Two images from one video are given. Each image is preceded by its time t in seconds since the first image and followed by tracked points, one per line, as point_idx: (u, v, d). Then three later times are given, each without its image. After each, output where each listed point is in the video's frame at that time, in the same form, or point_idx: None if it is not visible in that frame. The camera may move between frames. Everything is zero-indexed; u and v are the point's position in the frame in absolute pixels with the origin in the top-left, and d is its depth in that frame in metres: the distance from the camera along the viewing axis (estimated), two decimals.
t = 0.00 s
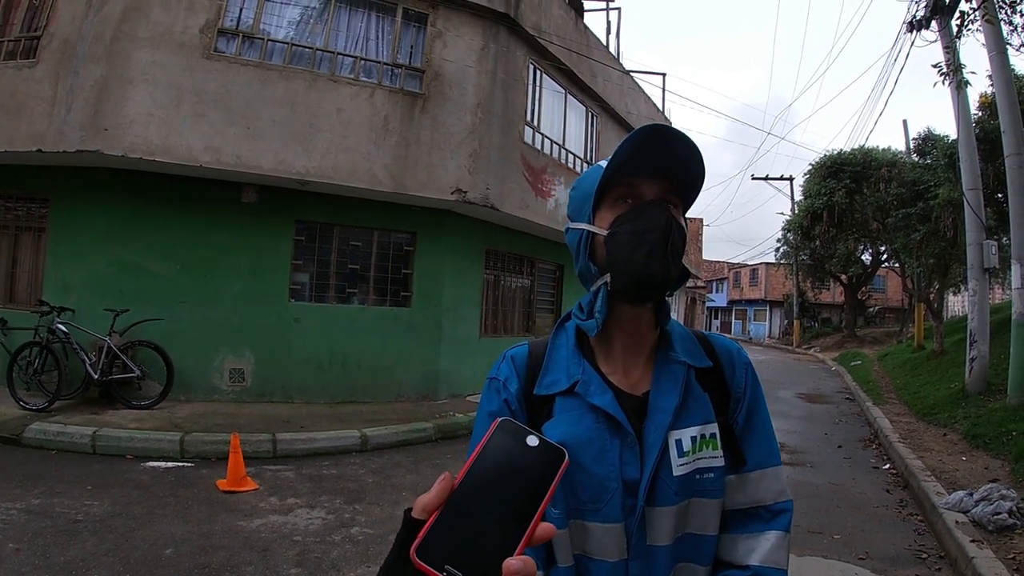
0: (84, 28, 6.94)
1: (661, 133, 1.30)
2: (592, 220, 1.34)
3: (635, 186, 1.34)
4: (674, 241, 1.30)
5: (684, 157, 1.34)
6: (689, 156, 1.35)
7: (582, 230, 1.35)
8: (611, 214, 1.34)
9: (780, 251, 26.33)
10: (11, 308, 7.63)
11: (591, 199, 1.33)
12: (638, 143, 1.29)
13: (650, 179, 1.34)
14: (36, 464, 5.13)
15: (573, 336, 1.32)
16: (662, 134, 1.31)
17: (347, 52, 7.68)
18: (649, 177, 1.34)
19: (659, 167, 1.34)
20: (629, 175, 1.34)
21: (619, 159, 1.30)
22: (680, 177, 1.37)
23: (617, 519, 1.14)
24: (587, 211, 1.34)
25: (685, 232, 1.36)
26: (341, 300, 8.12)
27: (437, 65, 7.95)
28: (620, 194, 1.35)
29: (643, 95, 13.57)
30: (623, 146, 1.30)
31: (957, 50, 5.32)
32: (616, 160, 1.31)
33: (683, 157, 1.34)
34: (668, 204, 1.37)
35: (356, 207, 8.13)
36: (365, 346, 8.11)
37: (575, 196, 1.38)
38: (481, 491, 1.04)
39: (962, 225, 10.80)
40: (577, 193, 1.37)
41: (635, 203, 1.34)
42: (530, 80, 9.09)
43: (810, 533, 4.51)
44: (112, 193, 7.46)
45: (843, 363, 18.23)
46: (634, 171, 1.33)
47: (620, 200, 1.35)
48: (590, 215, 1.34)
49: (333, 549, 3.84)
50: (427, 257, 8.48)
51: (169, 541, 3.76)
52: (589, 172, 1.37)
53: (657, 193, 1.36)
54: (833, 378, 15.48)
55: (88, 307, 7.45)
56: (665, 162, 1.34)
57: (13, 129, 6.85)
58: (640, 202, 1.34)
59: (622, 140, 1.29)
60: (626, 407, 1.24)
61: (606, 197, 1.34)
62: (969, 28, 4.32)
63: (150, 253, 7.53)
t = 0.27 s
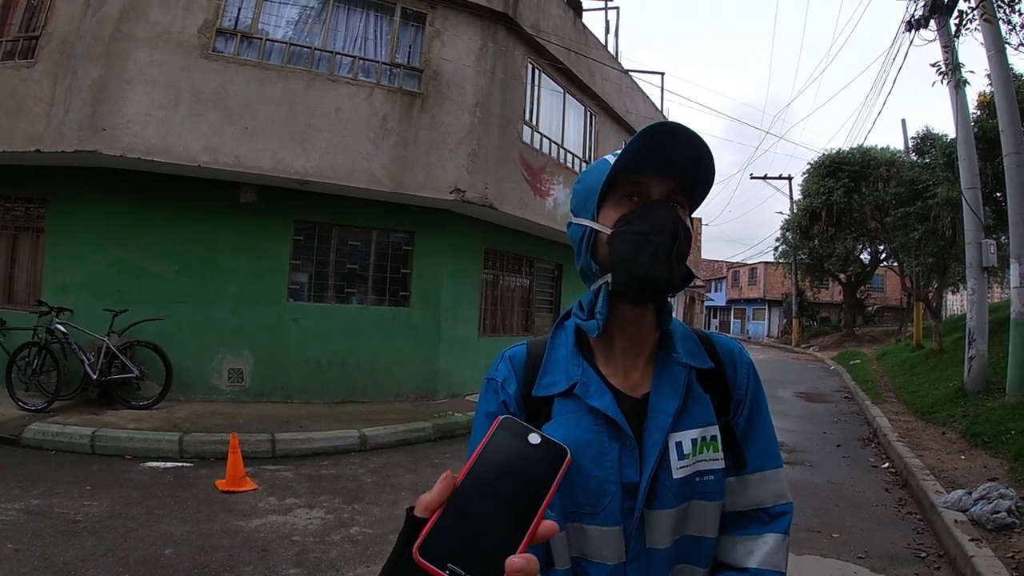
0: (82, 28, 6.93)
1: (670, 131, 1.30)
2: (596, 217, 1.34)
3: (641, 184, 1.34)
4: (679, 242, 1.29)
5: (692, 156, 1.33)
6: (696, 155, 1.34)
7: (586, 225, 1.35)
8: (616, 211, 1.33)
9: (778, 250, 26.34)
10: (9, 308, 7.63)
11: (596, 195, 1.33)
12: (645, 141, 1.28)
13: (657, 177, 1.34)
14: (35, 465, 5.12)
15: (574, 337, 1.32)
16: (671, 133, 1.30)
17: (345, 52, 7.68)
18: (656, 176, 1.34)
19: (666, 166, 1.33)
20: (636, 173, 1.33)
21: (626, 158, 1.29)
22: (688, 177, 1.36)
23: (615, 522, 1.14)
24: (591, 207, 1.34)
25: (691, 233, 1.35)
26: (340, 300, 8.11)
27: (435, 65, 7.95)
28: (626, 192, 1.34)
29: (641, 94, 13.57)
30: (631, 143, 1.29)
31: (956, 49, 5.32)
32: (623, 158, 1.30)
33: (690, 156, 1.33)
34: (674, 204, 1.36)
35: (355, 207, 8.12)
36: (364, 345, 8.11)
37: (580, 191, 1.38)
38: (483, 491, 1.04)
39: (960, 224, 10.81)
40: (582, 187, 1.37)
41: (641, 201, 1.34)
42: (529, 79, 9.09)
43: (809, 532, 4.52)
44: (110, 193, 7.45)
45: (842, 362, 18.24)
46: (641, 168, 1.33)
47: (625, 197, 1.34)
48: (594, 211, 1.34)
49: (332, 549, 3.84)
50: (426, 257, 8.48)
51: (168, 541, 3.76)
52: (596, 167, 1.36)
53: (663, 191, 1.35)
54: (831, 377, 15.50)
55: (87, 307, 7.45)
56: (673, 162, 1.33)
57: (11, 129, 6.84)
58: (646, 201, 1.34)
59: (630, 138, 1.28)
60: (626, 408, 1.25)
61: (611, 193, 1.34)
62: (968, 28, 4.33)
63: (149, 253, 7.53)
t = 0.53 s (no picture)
0: (79, 28, 6.92)
1: (669, 136, 1.30)
2: (592, 218, 1.34)
3: (639, 187, 1.34)
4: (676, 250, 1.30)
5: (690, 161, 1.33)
6: (694, 157, 1.34)
7: (581, 227, 1.35)
8: (613, 214, 1.34)
9: (776, 250, 26.37)
10: (6, 308, 7.61)
11: (592, 196, 1.33)
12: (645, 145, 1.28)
13: (655, 181, 1.34)
14: (32, 466, 5.11)
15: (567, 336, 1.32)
16: (670, 138, 1.30)
17: (342, 52, 7.68)
18: (654, 179, 1.34)
19: (665, 170, 1.33)
20: (634, 176, 1.33)
21: (625, 162, 1.29)
22: (685, 181, 1.37)
23: (608, 521, 1.15)
24: (588, 208, 1.34)
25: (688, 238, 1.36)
26: (337, 300, 8.11)
27: (433, 65, 7.95)
28: (623, 195, 1.34)
29: (639, 95, 13.58)
30: (630, 147, 1.29)
31: (952, 49, 5.33)
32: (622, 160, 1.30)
33: (688, 161, 1.34)
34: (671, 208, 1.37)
35: (352, 207, 8.12)
36: (362, 346, 8.11)
37: (577, 190, 1.38)
38: (483, 491, 1.04)
39: (957, 224, 10.85)
40: (579, 186, 1.37)
41: (638, 205, 1.34)
42: (526, 79, 9.09)
43: (807, 531, 4.53)
44: (108, 193, 7.44)
45: (839, 362, 18.27)
46: (639, 171, 1.33)
47: (623, 200, 1.34)
48: (590, 213, 1.34)
49: (330, 549, 3.84)
50: (423, 257, 8.48)
51: (166, 541, 3.76)
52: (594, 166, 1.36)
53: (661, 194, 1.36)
54: (829, 377, 15.53)
55: (85, 308, 7.44)
56: (671, 166, 1.33)
57: (8, 129, 6.83)
58: (643, 205, 1.34)
59: (630, 142, 1.28)
60: (621, 409, 1.25)
61: (609, 195, 1.34)
62: (964, 28, 4.34)
63: (146, 254, 7.52)
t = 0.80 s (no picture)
0: (77, 28, 6.91)
1: (679, 151, 1.27)
2: (592, 223, 1.33)
3: (643, 196, 1.32)
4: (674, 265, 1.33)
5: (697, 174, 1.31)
6: (695, 159, 1.30)
7: (581, 231, 1.34)
8: (614, 222, 1.32)
9: (773, 250, 26.40)
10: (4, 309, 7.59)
11: (595, 203, 1.30)
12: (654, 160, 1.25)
13: (659, 191, 1.32)
14: (30, 466, 5.10)
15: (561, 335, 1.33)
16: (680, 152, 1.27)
17: (340, 52, 7.68)
18: (658, 189, 1.32)
19: (671, 181, 1.31)
20: (640, 184, 1.31)
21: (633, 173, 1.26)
22: (688, 192, 1.35)
23: (599, 518, 1.15)
24: (589, 213, 1.32)
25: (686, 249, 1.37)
26: (335, 300, 8.10)
27: (430, 64, 7.94)
28: (627, 202, 1.32)
29: (636, 95, 13.58)
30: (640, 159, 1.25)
31: (950, 49, 5.34)
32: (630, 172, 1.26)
33: (695, 173, 1.31)
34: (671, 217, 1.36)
35: (350, 207, 8.12)
36: (360, 346, 8.10)
37: (580, 188, 1.35)
38: (481, 489, 1.04)
39: (955, 223, 10.87)
40: (580, 186, 1.34)
41: (641, 215, 1.33)
42: (524, 79, 9.09)
43: (805, 530, 4.53)
44: (106, 193, 7.43)
45: (837, 361, 18.29)
46: (645, 180, 1.30)
47: (626, 208, 1.32)
48: (591, 218, 1.32)
49: (328, 548, 3.84)
50: (421, 257, 8.48)
51: (164, 542, 3.75)
52: (597, 168, 1.32)
53: (660, 197, 1.34)
54: (827, 376, 15.54)
55: (82, 308, 7.43)
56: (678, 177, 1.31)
57: (5, 129, 6.82)
58: (646, 215, 1.33)
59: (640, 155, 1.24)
60: (615, 407, 1.25)
61: (612, 202, 1.31)
62: (962, 28, 4.34)
63: (144, 254, 7.50)
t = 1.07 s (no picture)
0: (76, 28, 6.91)
1: (677, 153, 1.26)
2: (591, 225, 1.32)
3: (643, 198, 1.30)
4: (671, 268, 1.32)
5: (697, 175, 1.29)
6: (694, 160, 1.28)
7: (579, 233, 1.34)
8: (613, 224, 1.31)
9: (773, 248, 26.39)
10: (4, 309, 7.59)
11: (593, 205, 1.30)
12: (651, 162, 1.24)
13: (658, 192, 1.31)
14: (30, 466, 5.10)
15: (558, 334, 1.33)
16: (677, 153, 1.26)
17: (340, 51, 7.67)
18: (658, 190, 1.30)
19: (670, 182, 1.29)
20: (639, 187, 1.29)
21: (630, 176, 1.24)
22: (689, 194, 1.33)
23: (596, 515, 1.15)
24: (587, 214, 1.31)
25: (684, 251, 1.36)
26: (335, 299, 8.10)
27: (430, 64, 7.94)
28: (625, 204, 1.31)
29: (636, 93, 13.58)
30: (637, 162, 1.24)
31: (949, 47, 5.33)
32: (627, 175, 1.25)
33: (695, 174, 1.29)
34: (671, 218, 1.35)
35: (349, 206, 8.11)
36: (360, 345, 8.10)
37: (577, 188, 1.33)
38: (480, 487, 1.04)
39: (955, 222, 10.86)
40: (578, 186, 1.33)
41: (640, 217, 1.31)
42: (523, 78, 9.08)
43: (805, 529, 4.53)
44: (105, 193, 7.42)
45: (838, 360, 18.29)
46: (645, 182, 1.28)
47: (625, 210, 1.31)
48: (589, 220, 1.31)
49: (329, 548, 3.84)
50: (421, 256, 8.48)
51: (165, 542, 3.75)
52: (596, 168, 1.31)
53: (659, 198, 1.32)
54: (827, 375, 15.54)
55: (82, 308, 7.43)
56: (677, 178, 1.29)
57: (5, 129, 6.81)
58: (646, 217, 1.32)
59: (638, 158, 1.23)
60: (611, 406, 1.26)
61: (610, 204, 1.30)
62: (962, 26, 4.34)
63: (144, 253, 7.50)
